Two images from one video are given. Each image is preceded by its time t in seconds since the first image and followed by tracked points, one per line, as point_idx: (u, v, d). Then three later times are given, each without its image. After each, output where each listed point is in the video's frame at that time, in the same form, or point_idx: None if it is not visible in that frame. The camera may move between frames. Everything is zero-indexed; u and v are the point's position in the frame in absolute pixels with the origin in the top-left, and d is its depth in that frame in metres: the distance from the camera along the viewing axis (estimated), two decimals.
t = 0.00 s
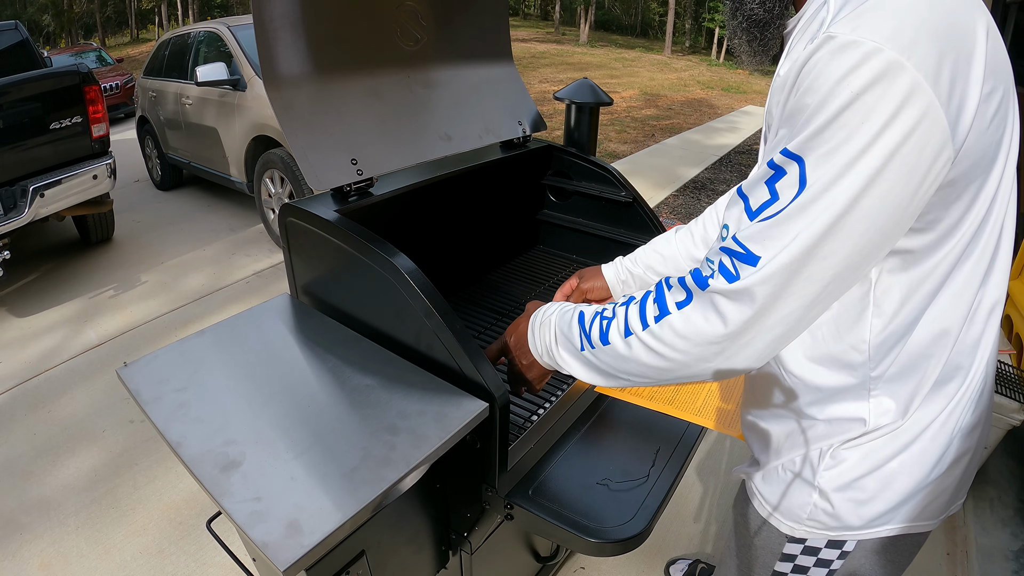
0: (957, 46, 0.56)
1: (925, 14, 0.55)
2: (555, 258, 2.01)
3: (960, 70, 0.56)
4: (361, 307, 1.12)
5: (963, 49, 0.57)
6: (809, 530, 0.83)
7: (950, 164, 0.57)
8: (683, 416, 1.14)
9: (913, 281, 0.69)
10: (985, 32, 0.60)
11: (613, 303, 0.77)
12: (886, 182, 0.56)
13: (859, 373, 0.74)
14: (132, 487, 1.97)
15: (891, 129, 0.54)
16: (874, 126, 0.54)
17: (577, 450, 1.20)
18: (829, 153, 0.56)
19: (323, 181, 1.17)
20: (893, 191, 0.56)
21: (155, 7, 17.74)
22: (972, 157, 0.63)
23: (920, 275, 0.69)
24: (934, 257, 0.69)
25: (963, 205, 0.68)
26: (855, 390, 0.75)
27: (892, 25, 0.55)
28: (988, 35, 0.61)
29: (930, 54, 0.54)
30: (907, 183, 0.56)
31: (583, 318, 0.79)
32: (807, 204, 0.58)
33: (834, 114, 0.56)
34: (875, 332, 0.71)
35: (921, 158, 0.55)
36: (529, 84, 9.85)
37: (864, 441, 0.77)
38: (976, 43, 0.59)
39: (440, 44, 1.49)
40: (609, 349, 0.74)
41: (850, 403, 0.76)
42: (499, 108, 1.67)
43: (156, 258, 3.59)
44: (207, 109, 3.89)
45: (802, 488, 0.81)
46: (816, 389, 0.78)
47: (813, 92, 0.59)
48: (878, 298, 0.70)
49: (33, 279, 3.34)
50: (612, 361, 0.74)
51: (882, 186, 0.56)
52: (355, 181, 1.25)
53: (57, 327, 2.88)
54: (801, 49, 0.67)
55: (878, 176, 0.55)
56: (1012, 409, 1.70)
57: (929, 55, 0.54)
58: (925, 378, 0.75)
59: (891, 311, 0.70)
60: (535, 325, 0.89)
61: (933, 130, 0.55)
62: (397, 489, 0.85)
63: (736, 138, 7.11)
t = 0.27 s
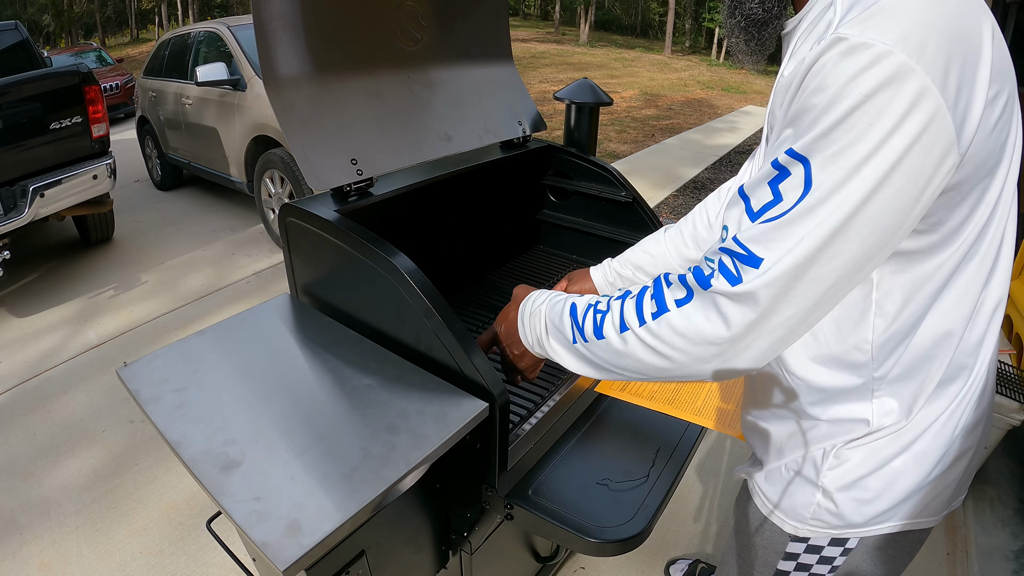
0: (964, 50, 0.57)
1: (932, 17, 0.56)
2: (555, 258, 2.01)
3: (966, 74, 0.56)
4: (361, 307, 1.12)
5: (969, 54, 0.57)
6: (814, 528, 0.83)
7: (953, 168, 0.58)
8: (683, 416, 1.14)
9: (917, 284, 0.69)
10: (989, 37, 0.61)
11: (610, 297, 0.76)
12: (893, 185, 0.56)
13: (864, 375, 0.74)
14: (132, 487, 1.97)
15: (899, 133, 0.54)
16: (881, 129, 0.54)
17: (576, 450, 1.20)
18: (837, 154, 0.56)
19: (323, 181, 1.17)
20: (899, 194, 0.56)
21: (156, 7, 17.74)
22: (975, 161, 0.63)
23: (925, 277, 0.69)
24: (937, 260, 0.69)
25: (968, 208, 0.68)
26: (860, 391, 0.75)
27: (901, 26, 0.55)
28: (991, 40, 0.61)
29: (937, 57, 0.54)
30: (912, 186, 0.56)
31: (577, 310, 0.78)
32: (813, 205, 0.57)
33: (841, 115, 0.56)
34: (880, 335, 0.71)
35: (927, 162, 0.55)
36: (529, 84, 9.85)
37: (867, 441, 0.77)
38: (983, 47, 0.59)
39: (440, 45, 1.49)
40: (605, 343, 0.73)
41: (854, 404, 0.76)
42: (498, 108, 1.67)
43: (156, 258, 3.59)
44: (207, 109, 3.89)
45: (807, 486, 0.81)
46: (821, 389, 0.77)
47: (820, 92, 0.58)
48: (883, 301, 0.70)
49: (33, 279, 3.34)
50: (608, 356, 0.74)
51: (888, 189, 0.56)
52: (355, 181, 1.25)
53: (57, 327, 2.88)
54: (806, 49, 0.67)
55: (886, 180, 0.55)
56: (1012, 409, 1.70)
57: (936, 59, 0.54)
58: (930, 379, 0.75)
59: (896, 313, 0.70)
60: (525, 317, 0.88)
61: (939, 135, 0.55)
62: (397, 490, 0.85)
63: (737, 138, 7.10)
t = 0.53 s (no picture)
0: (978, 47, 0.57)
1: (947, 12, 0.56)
2: (555, 258, 2.00)
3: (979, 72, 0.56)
4: (361, 306, 1.12)
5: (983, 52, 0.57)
6: (816, 530, 0.83)
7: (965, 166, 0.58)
8: (683, 416, 1.14)
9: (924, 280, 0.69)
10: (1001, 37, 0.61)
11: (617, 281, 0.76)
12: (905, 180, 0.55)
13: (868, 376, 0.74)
14: (132, 487, 1.97)
15: (913, 127, 0.54)
16: (895, 122, 0.54)
17: (577, 450, 1.20)
18: (851, 147, 0.56)
19: (323, 181, 1.17)
20: (910, 190, 0.56)
21: (155, 7, 17.74)
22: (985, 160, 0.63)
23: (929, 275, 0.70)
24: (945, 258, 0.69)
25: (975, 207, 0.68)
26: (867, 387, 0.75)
27: (918, 19, 0.55)
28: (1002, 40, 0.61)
29: (952, 51, 0.54)
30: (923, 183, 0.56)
31: (579, 293, 0.78)
32: (825, 198, 0.57)
33: (855, 107, 0.56)
34: (885, 334, 0.71)
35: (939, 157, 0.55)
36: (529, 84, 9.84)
37: (870, 441, 0.77)
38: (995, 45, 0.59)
39: (440, 44, 1.49)
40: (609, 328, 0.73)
41: (857, 404, 0.76)
42: (498, 108, 1.67)
43: (156, 258, 3.59)
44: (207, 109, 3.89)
45: (808, 488, 0.81)
46: (824, 389, 0.77)
47: (834, 83, 0.58)
48: (889, 301, 0.70)
49: (33, 279, 3.34)
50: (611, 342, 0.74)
51: (899, 185, 0.56)
52: (355, 181, 1.25)
53: (57, 327, 2.88)
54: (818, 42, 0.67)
55: (897, 175, 0.55)
56: (1012, 410, 1.70)
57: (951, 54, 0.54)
58: (936, 380, 0.75)
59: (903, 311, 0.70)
60: (526, 297, 0.89)
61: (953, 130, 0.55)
62: (397, 490, 0.85)
63: (737, 138, 7.10)
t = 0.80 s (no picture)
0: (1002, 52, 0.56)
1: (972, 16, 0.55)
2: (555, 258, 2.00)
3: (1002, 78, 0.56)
4: (361, 306, 1.12)
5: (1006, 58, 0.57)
6: (813, 534, 0.83)
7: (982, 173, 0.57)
8: (683, 416, 1.13)
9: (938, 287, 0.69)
10: None
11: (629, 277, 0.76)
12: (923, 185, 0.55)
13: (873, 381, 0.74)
14: (132, 487, 1.97)
15: (934, 130, 0.54)
16: (916, 124, 0.54)
17: (577, 450, 1.20)
18: (871, 148, 0.55)
19: (323, 181, 1.17)
20: (928, 194, 0.56)
21: (155, 7, 17.74)
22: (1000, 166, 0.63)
23: (943, 283, 0.69)
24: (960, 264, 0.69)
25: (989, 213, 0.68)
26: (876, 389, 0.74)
27: (941, 19, 0.55)
28: None
29: (976, 56, 0.54)
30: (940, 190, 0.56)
31: (593, 284, 0.78)
32: (842, 201, 0.56)
33: (876, 108, 0.55)
34: (892, 341, 0.71)
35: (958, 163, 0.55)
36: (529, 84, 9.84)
37: (872, 445, 0.77)
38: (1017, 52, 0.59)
39: (441, 44, 1.49)
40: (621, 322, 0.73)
41: (857, 408, 0.76)
42: (498, 108, 1.67)
43: (156, 258, 3.59)
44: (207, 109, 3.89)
45: (805, 492, 0.82)
46: (828, 394, 0.77)
47: (853, 83, 0.58)
48: (899, 307, 0.69)
49: (33, 279, 3.34)
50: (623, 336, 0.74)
51: (917, 191, 0.55)
52: (354, 181, 1.25)
53: (57, 327, 2.88)
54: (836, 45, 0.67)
55: (915, 181, 0.55)
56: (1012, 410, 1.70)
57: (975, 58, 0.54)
58: (939, 387, 0.75)
59: (911, 315, 0.70)
60: (538, 286, 0.89)
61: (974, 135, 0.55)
62: (397, 490, 0.85)
63: (737, 138, 7.10)
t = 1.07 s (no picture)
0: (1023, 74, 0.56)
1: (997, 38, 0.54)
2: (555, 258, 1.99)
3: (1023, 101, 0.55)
4: (362, 307, 1.12)
5: None
6: (799, 540, 0.85)
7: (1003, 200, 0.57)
8: (684, 416, 1.13)
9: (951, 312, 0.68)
10: None
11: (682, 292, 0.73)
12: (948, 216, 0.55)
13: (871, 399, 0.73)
14: (132, 487, 1.97)
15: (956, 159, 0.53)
16: (944, 149, 0.53)
17: (577, 450, 1.20)
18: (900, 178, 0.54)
19: (323, 181, 1.17)
20: (959, 219, 0.55)
21: (155, 7, 17.74)
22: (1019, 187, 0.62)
23: (959, 311, 0.68)
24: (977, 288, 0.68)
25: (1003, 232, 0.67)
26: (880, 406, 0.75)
27: (960, 33, 0.54)
28: None
29: (998, 79, 0.53)
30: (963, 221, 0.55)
31: (641, 291, 0.75)
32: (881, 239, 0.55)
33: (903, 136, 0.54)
34: (901, 369, 0.70)
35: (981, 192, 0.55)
36: (529, 84, 9.84)
37: (868, 461, 0.78)
38: None
39: (441, 44, 1.49)
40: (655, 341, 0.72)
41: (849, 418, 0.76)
42: (498, 108, 1.67)
43: (156, 258, 3.59)
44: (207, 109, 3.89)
45: (795, 499, 0.83)
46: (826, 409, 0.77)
47: (875, 108, 0.57)
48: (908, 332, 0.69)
49: (33, 279, 3.34)
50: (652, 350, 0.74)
51: (942, 221, 0.54)
52: (355, 181, 1.25)
53: (57, 327, 2.88)
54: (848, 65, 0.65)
55: (939, 210, 0.54)
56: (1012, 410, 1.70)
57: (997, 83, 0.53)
58: (931, 404, 0.75)
59: (927, 342, 0.69)
60: (579, 272, 0.85)
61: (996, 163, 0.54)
62: (397, 490, 0.85)
63: (737, 138, 7.10)
